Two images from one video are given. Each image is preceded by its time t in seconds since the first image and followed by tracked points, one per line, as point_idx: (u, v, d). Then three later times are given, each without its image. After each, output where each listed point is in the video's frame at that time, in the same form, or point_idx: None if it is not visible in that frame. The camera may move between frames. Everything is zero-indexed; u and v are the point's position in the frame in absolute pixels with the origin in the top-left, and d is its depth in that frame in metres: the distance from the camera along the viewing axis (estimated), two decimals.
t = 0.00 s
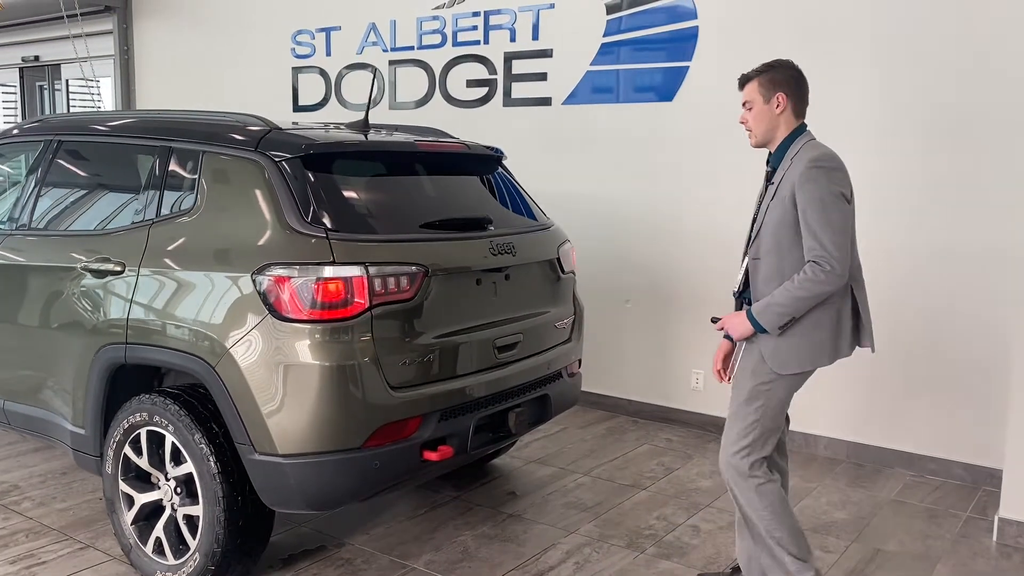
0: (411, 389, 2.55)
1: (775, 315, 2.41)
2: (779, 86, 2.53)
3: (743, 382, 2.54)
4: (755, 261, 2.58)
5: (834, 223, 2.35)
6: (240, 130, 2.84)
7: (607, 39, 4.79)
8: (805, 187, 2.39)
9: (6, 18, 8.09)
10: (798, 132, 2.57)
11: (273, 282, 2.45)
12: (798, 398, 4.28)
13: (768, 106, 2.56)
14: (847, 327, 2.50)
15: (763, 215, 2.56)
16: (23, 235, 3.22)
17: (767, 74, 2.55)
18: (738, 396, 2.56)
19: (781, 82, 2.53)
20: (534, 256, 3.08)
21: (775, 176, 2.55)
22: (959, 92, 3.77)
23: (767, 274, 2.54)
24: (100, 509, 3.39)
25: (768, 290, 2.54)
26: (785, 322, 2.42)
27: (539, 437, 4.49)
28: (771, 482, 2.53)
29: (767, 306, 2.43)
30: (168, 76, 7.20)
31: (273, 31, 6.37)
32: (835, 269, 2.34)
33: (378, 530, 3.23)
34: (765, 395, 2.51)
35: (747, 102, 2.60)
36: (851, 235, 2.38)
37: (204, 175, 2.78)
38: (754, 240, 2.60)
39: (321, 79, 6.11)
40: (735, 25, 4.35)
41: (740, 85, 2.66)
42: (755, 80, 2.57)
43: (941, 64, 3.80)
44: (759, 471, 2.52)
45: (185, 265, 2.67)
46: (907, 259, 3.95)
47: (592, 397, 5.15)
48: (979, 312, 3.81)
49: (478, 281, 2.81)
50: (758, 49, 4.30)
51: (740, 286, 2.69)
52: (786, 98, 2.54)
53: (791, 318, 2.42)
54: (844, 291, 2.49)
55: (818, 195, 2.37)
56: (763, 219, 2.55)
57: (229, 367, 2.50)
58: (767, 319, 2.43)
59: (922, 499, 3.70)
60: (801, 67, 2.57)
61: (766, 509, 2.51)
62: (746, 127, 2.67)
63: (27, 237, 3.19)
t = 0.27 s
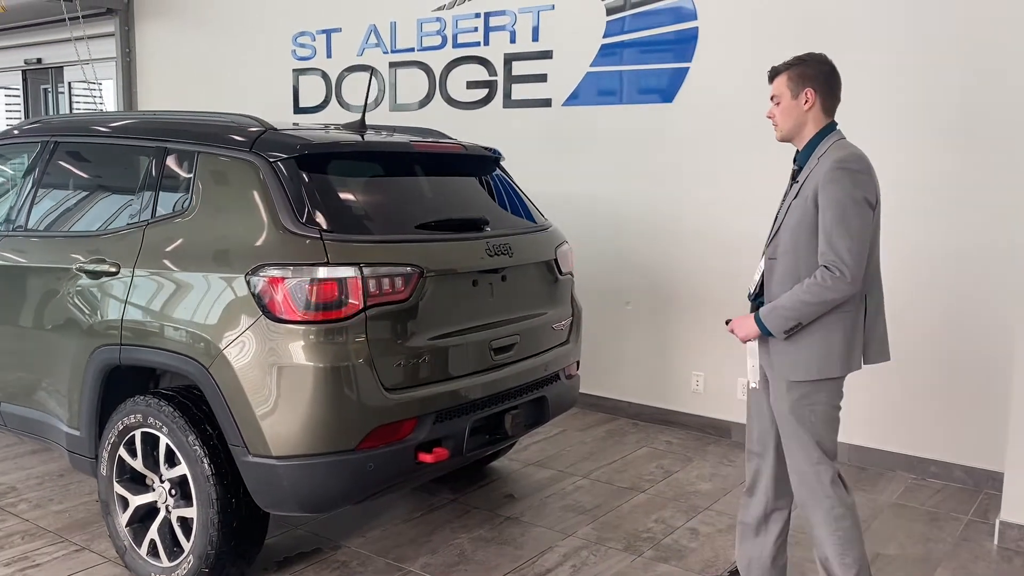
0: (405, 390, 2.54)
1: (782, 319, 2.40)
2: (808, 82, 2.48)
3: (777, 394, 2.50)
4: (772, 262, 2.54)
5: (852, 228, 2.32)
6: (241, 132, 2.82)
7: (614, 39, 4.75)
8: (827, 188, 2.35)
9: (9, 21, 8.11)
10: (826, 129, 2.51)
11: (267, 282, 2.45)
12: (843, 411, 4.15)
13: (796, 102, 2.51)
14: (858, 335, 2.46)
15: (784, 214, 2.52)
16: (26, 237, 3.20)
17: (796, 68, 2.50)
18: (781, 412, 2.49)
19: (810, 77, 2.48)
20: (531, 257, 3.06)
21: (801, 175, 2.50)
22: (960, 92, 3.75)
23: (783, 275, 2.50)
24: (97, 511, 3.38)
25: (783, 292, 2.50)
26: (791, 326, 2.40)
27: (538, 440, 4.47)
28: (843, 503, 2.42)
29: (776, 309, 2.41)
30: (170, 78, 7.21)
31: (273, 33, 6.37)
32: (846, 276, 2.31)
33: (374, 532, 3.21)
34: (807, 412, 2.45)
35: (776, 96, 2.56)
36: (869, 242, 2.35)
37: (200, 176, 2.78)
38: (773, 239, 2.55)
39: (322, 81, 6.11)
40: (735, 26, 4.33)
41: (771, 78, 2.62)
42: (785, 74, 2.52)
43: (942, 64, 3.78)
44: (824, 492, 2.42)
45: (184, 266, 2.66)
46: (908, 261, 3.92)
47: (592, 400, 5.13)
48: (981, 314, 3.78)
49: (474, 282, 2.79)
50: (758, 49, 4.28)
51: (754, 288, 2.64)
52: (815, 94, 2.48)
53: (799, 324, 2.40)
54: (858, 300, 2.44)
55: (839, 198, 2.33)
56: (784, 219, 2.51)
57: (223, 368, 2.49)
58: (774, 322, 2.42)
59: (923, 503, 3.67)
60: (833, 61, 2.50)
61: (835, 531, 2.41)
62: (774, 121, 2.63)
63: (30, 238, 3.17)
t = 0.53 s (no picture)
0: (397, 394, 2.54)
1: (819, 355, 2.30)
2: (826, 90, 2.40)
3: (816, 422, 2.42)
4: (801, 279, 2.46)
5: (880, 248, 2.24)
6: (241, 136, 2.81)
7: (620, 44, 4.72)
8: (852, 207, 2.27)
9: (10, 25, 8.14)
10: (845, 138, 2.44)
11: (259, 286, 2.45)
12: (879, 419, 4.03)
13: (816, 112, 2.43)
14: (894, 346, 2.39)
15: (809, 230, 2.43)
16: (26, 240, 3.19)
17: (813, 76, 2.41)
18: (815, 427, 2.42)
19: (829, 85, 2.40)
20: (524, 261, 3.06)
21: (824, 189, 2.41)
22: (956, 96, 3.75)
23: (812, 294, 2.42)
24: (92, 514, 3.38)
25: (813, 310, 2.42)
26: (830, 362, 2.30)
27: (535, 443, 4.47)
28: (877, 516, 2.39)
29: (811, 343, 2.31)
30: (170, 82, 7.23)
31: (272, 36, 6.39)
32: (877, 298, 2.24)
33: (368, 536, 3.21)
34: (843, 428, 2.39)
35: (791, 107, 2.47)
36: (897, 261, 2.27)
37: (196, 179, 2.78)
38: (800, 256, 2.46)
39: (321, 84, 6.12)
40: (731, 30, 4.34)
41: (782, 86, 2.52)
42: (800, 83, 2.44)
43: (938, 68, 3.78)
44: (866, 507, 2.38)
45: (181, 269, 2.65)
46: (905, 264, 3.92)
47: (590, 403, 5.13)
48: (979, 317, 3.77)
49: (467, 286, 2.80)
50: (754, 53, 4.28)
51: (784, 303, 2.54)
52: (835, 104, 2.41)
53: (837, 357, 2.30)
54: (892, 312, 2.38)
55: (864, 217, 2.25)
56: (809, 235, 2.42)
57: (214, 372, 2.49)
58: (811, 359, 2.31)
59: (920, 507, 3.67)
60: (850, 66, 2.42)
61: (864, 545, 2.37)
62: (788, 129, 2.54)
63: (31, 241, 3.16)
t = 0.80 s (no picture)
0: (387, 395, 2.55)
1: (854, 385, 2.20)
2: (846, 97, 2.31)
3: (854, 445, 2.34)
4: (816, 288, 2.38)
5: (898, 264, 2.15)
6: (236, 139, 2.82)
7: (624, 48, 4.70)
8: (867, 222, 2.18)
9: (10, 30, 8.18)
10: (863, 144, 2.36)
11: (249, 288, 2.46)
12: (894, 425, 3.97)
13: (836, 120, 2.33)
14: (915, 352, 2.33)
15: (823, 239, 2.35)
16: (26, 242, 3.18)
17: (834, 83, 2.30)
18: (829, 429, 2.41)
19: (849, 92, 2.30)
20: (515, 263, 3.07)
21: (838, 197, 2.32)
22: (949, 99, 3.75)
23: (827, 304, 2.35)
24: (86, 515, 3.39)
25: (829, 321, 2.35)
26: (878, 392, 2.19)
27: (530, 445, 4.47)
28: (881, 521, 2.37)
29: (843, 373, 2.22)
30: (169, 85, 7.26)
31: (270, 40, 6.41)
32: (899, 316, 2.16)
33: (361, 537, 3.22)
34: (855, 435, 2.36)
35: (808, 112, 2.36)
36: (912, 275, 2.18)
37: (191, 181, 2.79)
38: (814, 264, 2.38)
39: (318, 88, 6.14)
40: (725, 32, 4.35)
41: (796, 88, 2.40)
42: (819, 89, 2.32)
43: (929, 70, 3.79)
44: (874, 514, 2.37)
45: (176, 271, 2.66)
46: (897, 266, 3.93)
47: (586, 405, 5.13)
48: (972, 319, 3.77)
49: (457, 287, 2.81)
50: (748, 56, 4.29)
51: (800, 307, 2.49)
52: (856, 111, 2.32)
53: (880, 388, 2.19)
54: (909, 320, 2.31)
55: (880, 232, 2.16)
56: (824, 245, 2.34)
57: (204, 373, 2.51)
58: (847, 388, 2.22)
59: (914, 509, 3.67)
60: (868, 69, 2.33)
61: (868, 550, 2.37)
62: (802, 133, 2.44)
63: (30, 244, 3.16)
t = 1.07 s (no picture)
0: (376, 393, 2.56)
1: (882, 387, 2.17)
2: (873, 101, 2.30)
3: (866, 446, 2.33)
4: (820, 287, 2.38)
5: (919, 264, 2.16)
6: (229, 139, 2.83)
7: (626, 51, 4.69)
8: (884, 221, 2.19)
9: (10, 33, 8.21)
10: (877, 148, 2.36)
11: (239, 287, 2.48)
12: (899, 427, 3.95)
13: (858, 121, 2.32)
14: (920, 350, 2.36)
15: (830, 238, 2.36)
16: (27, 242, 3.18)
17: (862, 82, 2.29)
18: (824, 425, 2.41)
19: (876, 96, 2.29)
20: (506, 262, 3.09)
21: (848, 197, 2.34)
22: (941, 101, 3.76)
23: (834, 303, 2.35)
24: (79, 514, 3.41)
25: (835, 320, 2.35)
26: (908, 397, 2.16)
27: (524, 446, 4.48)
28: (872, 519, 2.38)
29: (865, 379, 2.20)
30: (167, 89, 7.29)
31: (268, 43, 6.44)
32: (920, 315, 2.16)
33: (353, 536, 3.23)
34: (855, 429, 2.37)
35: (830, 108, 2.34)
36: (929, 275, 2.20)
37: (185, 181, 2.80)
38: (819, 263, 2.39)
39: (315, 90, 6.16)
40: (718, 34, 4.37)
41: (821, 82, 2.37)
42: (847, 87, 2.30)
43: (921, 72, 3.80)
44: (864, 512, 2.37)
45: (171, 271, 2.66)
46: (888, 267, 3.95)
47: (581, 407, 5.14)
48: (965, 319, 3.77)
49: (448, 287, 2.82)
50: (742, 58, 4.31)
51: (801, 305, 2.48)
52: (879, 116, 2.31)
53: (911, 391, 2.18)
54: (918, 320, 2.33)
55: (898, 232, 2.17)
56: (831, 244, 2.35)
57: (195, 371, 2.52)
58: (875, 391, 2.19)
59: (906, 509, 3.68)
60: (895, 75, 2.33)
61: (858, 548, 2.39)
62: (818, 128, 2.42)
63: (29, 244, 3.16)
